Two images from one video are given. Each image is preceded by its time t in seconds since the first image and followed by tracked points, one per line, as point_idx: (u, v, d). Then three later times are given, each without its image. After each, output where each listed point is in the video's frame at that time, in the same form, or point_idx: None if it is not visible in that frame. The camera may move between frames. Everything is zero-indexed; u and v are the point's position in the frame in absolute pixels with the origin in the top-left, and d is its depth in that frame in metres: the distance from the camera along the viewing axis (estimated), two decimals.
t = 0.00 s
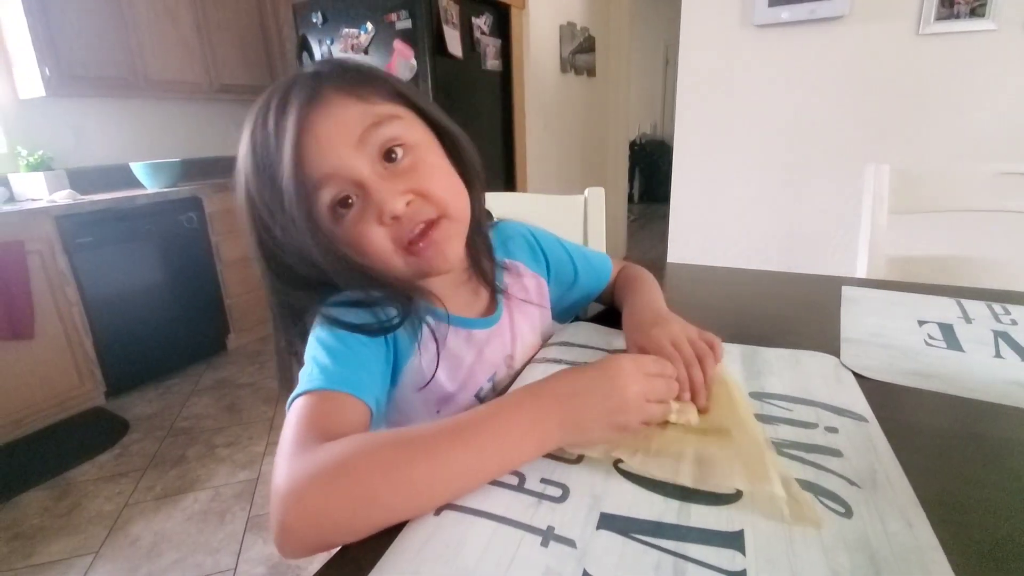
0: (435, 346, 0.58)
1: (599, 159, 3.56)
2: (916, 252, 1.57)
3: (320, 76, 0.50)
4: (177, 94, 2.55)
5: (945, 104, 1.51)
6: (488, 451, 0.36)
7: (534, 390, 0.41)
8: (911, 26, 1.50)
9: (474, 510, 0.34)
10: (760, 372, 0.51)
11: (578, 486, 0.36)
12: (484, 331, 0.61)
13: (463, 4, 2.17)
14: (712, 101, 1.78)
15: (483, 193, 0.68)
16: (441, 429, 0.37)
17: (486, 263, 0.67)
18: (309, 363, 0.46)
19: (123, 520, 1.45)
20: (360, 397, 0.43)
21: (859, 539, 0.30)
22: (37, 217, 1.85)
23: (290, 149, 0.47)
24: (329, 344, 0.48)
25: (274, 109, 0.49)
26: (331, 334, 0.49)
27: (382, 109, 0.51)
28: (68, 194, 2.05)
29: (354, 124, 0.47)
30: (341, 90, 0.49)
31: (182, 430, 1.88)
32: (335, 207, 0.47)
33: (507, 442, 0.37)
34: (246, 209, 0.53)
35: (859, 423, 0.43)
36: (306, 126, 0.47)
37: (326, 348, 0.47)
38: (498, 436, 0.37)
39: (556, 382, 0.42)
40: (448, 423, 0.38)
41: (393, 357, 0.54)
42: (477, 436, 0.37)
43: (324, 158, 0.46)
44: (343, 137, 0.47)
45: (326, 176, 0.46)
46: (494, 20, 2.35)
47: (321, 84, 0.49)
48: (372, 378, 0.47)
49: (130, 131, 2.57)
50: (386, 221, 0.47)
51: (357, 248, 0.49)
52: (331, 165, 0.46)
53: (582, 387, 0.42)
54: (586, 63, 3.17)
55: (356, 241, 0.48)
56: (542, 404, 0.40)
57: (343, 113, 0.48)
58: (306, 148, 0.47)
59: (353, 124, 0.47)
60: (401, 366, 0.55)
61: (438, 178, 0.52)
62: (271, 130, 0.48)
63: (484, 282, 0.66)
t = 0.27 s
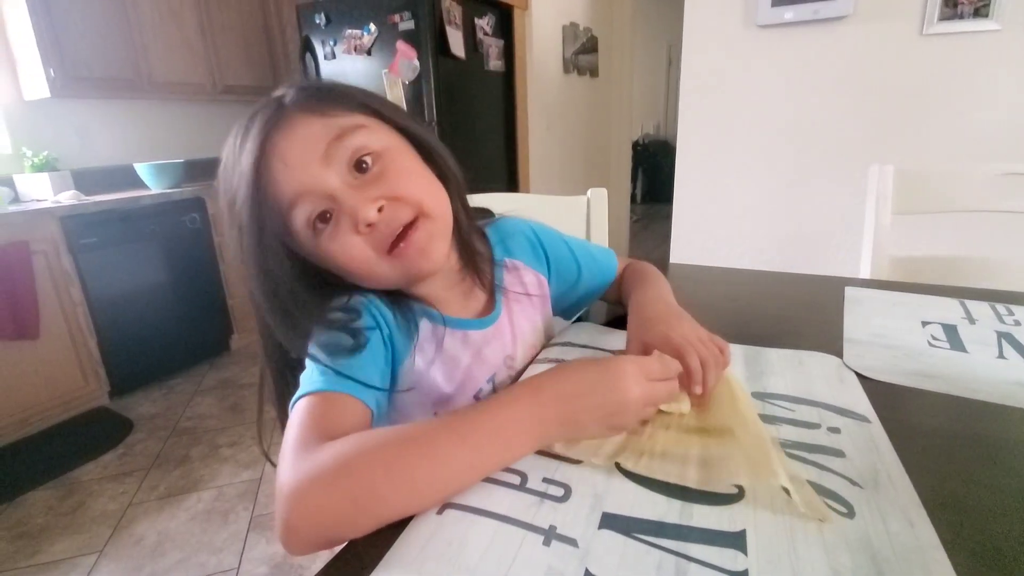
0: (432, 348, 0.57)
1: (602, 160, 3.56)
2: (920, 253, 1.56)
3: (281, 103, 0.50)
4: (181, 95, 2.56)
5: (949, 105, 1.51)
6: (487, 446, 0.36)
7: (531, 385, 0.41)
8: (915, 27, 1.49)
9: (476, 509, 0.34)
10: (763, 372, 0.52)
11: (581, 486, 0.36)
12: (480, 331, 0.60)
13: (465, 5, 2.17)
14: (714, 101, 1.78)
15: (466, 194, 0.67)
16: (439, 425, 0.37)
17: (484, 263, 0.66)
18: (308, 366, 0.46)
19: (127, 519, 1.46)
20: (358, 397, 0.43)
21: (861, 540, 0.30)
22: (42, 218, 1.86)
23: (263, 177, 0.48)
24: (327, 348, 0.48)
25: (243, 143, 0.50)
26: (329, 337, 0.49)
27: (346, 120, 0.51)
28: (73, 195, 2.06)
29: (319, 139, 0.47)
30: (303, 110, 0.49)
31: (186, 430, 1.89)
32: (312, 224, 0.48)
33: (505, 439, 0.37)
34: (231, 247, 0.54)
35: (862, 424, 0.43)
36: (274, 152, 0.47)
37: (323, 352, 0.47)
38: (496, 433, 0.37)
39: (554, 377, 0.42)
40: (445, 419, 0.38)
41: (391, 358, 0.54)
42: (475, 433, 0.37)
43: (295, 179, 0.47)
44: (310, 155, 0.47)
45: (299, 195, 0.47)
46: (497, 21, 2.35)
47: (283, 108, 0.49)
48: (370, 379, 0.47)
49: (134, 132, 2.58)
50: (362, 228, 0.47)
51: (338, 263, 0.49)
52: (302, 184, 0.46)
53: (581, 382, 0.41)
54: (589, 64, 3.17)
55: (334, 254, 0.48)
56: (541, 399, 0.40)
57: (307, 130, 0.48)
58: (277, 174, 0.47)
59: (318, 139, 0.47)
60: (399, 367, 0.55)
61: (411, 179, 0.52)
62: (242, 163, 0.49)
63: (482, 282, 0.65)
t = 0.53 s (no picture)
0: (430, 348, 0.57)
1: (605, 160, 3.56)
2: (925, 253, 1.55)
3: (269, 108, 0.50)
4: (185, 96, 2.57)
5: (953, 104, 1.50)
6: (487, 444, 0.36)
7: (529, 386, 0.41)
8: (918, 26, 1.49)
9: (478, 509, 0.34)
10: (766, 372, 0.51)
11: (583, 486, 0.36)
12: (477, 331, 0.60)
13: (468, 5, 2.17)
14: (718, 101, 1.77)
15: (461, 195, 0.67)
16: (439, 424, 0.37)
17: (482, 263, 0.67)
18: (309, 366, 0.46)
19: (130, 519, 1.46)
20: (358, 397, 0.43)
21: (865, 540, 0.30)
22: (47, 218, 1.87)
23: (256, 184, 0.48)
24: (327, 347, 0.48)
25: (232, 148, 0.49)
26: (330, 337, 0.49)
27: (337, 122, 0.51)
28: (77, 195, 2.07)
29: (311, 144, 0.47)
30: (293, 114, 0.49)
31: (189, 430, 1.89)
32: (307, 229, 0.48)
33: (504, 438, 0.37)
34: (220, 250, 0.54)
35: (866, 424, 0.42)
36: (265, 159, 0.47)
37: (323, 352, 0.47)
38: (496, 431, 0.37)
39: (551, 377, 0.42)
40: (444, 418, 0.38)
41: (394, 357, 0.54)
42: (475, 431, 0.37)
43: (288, 186, 0.47)
44: (303, 162, 0.47)
45: (293, 200, 0.47)
46: (499, 21, 2.36)
47: (271, 113, 0.49)
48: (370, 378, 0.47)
49: (138, 133, 2.59)
50: (356, 231, 0.48)
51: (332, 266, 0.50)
52: (296, 190, 0.46)
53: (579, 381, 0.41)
54: (592, 64, 3.17)
55: (327, 257, 0.49)
56: (540, 398, 0.40)
57: (297, 135, 0.48)
58: (270, 181, 0.47)
59: (310, 144, 0.47)
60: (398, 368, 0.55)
61: (404, 180, 0.52)
62: (232, 169, 0.48)
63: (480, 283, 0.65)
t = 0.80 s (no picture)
0: (428, 349, 0.57)
1: (607, 160, 3.56)
2: (928, 253, 1.55)
3: (273, 108, 0.50)
4: (188, 96, 2.57)
5: (957, 105, 1.50)
6: (487, 444, 0.36)
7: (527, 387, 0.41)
8: (922, 26, 1.48)
9: (479, 510, 0.34)
10: (769, 373, 0.51)
11: (585, 487, 0.36)
12: (475, 332, 0.60)
13: (470, 5, 2.17)
14: (720, 101, 1.77)
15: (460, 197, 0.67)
16: (439, 424, 0.37)
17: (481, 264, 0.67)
18: (308, 367, 0.46)
19: (133, 518, 1.46)
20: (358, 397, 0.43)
21: (869, 541, 0.30)
22: (50, 218, 1.87)
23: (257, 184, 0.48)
24: (327, 346, 0.48)
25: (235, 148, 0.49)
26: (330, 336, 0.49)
27: (340, 124, 0.51)
28: (81, 196, 2.08)
29: (314, 145, 0.47)
30: (297, 115, 0.49)
31: (191, 430, 1.90)
32: (308, 230, 0.48)
33: (504, 439, 0.37)
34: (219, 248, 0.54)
35: (869, 425, 0.42)
36: (269, 159, 0.47)
37: (322, 352, 0.47)
38: (496, 431, 0.37)
39: (549, 379, 0.42)
40: (444, 418, 0.38)
41: (391, 358, 0.53)
42: (475, 431, 0.37)
43: (291, 186, 0.47)
44: (307, 162, 0.47)
45: (296, 201, 0.47)
46: (501, 21, 2.36)
47: (275, 113, 0.49)
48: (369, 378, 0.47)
49: (141, 134, 2.60)
50: (357, 233, 0.48)
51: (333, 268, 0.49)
52: (299, 191, 0.46)
53: (577, 383, 0.42)
54: (594, 64, 3.17)
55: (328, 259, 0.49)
56: (539, 398, 0.40)
57: (301, 137, 0.48)
58: (272, 182, 0.47)
59: (314, 146, 0.47)
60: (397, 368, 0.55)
61: (406, 183, 0.52)
62: (233, 167, 0.48)
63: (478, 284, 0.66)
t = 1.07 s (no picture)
0: (428, 349, 0.57)
1: (609, 161, 3.56)
2: (932, 254, 1.54)
3: (285, 101, 0.50)
4: (191, 97, 2.58)
5: (961, 105, 1.49)
6: (488, 444, 0.37)
7: (525, 387, 0.41)
8: (926, 25, 1.48)
9: (481, 511, 0.34)
10: (772, 375, 0.51)
11: (587, 489, 0.35)
12: (475, 333, 0.60)
13: (472, 6, 2.17)
14: (723, 102, 1.77)
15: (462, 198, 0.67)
16: (440, 423, 0.37)
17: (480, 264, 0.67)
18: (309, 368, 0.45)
19: (136, 518, 1.47)
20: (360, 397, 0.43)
21: (874, 544, 0.30)
22: (55, 219, 1.88)
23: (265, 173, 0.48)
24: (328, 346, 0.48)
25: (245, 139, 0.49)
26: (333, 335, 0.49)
27: (351, 120, 0.51)
28: (84, 197, 2.08)
29: (324, 137, 0.48)
30: (308, 108, 0.49)
31: (194, 430, 1.90)
32: (313, 220, 0.47)
33: (503, 438, 0.37)
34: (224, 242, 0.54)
35: (873, 427, 0.42)
36: (278, 147, 0.47)
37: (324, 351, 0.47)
38: (496, 430, 0.37)
39: (546, 380, 0.42)
40: (445, 416, 0.38)
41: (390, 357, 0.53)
42: (475, 430, 0.37)
43: (299, 174, 0.47)
44: (316, 153, 0.47)
45: (303, 189, 0.47)
46: (504, 22, 2.36)
47: (287, 106, 0.49)
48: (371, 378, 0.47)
49: (144, 135, 2.60)
50: (362, 223, 0.47)
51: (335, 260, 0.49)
52: (307, 178, 0.47)
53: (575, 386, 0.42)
54: (596, 65, 3.17)
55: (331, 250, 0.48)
56: (537, 399, 0.40)
57: (312, 128, 0.48)
58: (280, 170, 0.47)
59: (324, 138, 0.48)
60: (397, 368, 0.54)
61: (412, 179, 0.52)
62: (242, 156, 0.49)
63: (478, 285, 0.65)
